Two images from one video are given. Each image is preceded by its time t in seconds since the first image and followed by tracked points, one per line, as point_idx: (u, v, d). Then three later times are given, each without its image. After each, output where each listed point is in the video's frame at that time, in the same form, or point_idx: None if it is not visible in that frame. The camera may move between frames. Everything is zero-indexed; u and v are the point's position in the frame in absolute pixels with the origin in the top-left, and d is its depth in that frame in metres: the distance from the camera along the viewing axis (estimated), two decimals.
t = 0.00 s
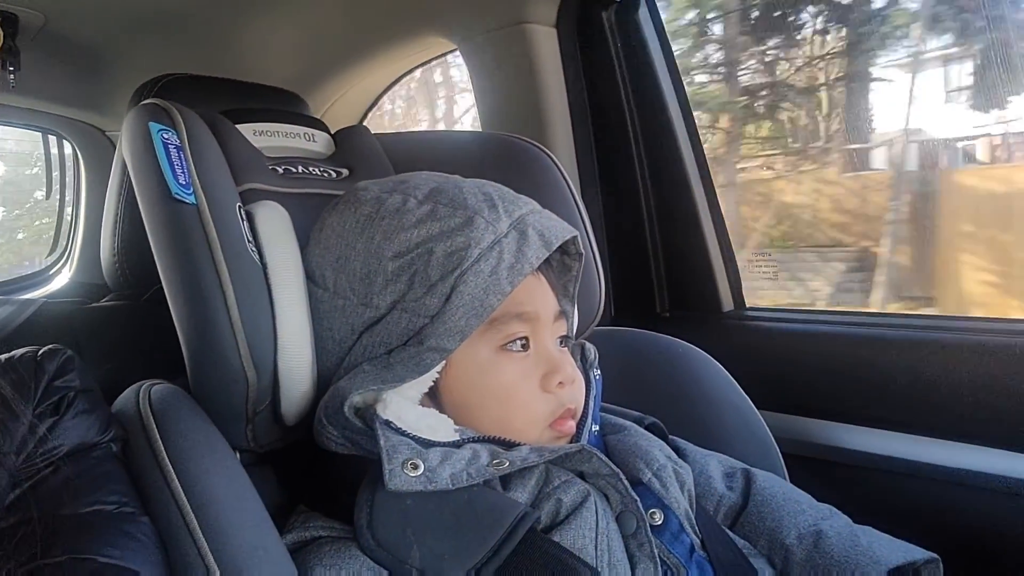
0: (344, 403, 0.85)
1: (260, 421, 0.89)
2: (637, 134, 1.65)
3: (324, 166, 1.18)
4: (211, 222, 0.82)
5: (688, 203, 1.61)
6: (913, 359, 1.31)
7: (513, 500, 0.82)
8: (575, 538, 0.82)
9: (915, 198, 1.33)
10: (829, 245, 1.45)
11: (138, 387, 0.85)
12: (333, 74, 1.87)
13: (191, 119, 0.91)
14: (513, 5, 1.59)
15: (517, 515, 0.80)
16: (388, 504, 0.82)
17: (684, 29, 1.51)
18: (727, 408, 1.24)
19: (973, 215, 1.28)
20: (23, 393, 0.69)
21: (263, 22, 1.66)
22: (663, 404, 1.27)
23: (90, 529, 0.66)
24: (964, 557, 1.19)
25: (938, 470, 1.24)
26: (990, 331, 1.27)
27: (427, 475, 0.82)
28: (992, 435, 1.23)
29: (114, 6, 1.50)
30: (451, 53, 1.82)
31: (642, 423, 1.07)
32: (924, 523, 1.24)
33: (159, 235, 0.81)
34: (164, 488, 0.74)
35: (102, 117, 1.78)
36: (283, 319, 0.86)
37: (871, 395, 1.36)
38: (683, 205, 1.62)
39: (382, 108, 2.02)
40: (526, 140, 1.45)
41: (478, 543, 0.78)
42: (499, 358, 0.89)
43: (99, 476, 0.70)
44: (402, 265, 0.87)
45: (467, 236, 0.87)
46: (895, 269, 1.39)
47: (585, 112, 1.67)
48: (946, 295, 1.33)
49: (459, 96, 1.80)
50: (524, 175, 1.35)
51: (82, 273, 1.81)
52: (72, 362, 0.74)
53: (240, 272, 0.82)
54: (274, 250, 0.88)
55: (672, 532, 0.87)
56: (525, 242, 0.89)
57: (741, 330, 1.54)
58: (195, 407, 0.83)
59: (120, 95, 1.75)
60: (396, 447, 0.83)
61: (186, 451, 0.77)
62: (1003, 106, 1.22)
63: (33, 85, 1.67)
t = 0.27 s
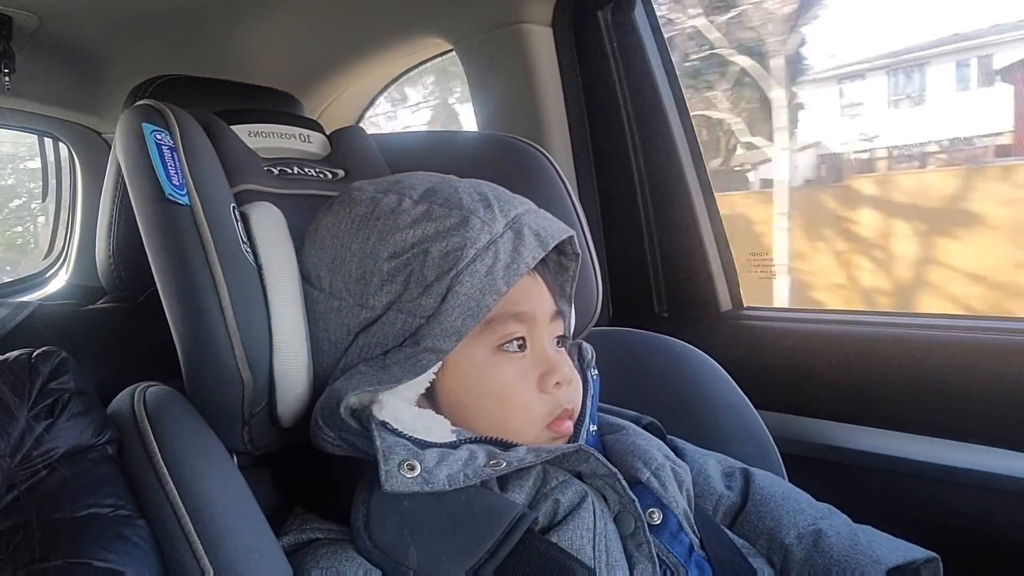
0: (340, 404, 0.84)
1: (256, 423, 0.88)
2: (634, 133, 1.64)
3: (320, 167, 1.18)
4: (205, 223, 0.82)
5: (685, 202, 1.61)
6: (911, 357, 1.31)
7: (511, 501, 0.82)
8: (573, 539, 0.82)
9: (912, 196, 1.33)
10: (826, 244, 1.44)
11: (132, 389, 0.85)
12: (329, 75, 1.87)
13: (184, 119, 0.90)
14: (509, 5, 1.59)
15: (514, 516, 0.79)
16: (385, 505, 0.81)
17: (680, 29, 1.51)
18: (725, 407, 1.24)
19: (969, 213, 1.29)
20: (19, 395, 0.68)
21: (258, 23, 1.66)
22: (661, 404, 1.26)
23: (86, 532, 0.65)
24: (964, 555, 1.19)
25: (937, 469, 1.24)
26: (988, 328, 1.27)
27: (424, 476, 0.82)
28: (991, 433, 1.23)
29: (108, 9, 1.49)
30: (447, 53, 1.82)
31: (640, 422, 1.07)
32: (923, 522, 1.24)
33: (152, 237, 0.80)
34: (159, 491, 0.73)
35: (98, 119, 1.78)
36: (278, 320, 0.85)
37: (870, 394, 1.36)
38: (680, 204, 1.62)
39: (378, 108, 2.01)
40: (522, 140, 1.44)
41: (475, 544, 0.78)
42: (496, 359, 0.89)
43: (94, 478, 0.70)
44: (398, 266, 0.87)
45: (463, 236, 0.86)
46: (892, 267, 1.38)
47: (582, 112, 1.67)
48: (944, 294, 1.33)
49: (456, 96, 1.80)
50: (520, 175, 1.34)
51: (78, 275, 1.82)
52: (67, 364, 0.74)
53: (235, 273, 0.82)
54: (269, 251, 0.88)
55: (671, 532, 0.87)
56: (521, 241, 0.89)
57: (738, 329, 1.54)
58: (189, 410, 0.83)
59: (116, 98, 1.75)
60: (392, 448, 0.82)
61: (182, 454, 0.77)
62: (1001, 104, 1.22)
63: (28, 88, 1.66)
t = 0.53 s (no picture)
0: (340, 412, 0.84)
1: (255, 430, 0.88)
2: (634, 136, 1.64)
3: (320, 171, 1.17)
4: (204, 230, 0.81)
5: (686, 205, 1.61)
6: (913, 361, 1.31)
7: (511, 509, 0.81)
8: (574, 547, 0.81)
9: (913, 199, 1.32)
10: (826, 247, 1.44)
11: (131, 397, 0.84)
12: (329, 77, 1.87)
13: (183, 125, 0.90)
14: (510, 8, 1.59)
15: (514, 525, 0.79)
16: (384, 514, 0.81)
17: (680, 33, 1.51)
18: (725, 412, 1.23)
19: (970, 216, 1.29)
20: (19, 404, 0.68)
21: (258, 26, 1.65)
22: (661, 408, 1.26)
23: (85, 542, 0.65)
24: (965, 561, 1.19)
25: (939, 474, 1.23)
26: (990, 333, 1.27)
27: (424, 485, 0.81)
28: (993, 438, 1.23)
29: (109, 12, 1.49)
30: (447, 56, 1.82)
31: (641, 428, 1.06)
32: (925, 527, 1.24)
33: (151, 244, 0.80)
34: (159, 499, 0.73)
35: (98, 122, 1.77)
36: (277, 327, 0.85)
37: (871, 398, 1.35)
38: (681, 207, 1.61)
39: (378, 111, 2.01)
40: (522, 144, 1.44)
41: (475, 553, 0.77)
42: (497, 365, 0.89)
43: (93, 488, 0.70)
44: (398, 272, 0.86)
45: (463, 242, 0.86)
46: (892, 271, 1.38)
47: (582, 114, 1.67)
48: (945, 297, 1.33)
49: (456, 98, 1.80)
50: (521, 178, 1.34)
51: (78, 276, 1.81)
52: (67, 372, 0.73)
53: (234, 280, 0.81)
54: (268, 257, 0.87)
55: (672, 540, 0.86)
56: (521, 248, 0.89)
57: (739, 333, 1.54)
58: (188, 417, 0.82)
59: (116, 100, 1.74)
60: (391, 457, 0.82)
61: (181, 463, 0.76)
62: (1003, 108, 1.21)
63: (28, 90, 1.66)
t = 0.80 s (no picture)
0: (344, 407, 0.84)
1: (259, 425, 0.88)
2: (635, 133, 1.64)
3: (322, 167, 1.17)
4: (207, 226, 0.81)
5: (687, 201, 1.61)
6: (915, 356, 1.31)
7: (514, 504, 0.82)
8: (577, 541, 0.81)
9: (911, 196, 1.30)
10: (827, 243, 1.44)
11: (136, 392, 0.84)
12: (330, 74, 1.87)
13: (186, 121, 0.90)
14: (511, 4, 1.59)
15: (518, 519, 0.79)
16: (388, 509, 0.81)
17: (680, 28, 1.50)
18: (727, 407, 1.24)
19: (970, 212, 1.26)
20: (22, 399, 0.69)
21: (258, 23, 1.65)
22: (663, 403, 1.26)
23: (90, 536, 0.65)
24: (966, 556, 1.19)
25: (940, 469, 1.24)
26: (990, 327, 1.27)
27: (428, 479, 0.81)
28: (993, 433, 1.23)
29: (109, 10, 1.49)
30: (448, 52, 1.82)
31: (643, 423, 1.07)
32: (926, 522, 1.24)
33: (154, 240, 0.80)
34: (163, 494, 0.73)
35: (99, 119, 1.77)
36: (280, 323, 0.85)
37: (872, 393, 1.36)
38: (682, 203, 1.61)
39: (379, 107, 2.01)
40: (524, 140, 1.44)
41: (478, 547, 0.77)
42: (499, 360, 0.89)
43: (98, 482, 0.70)
44: (400, 267, 0.86)
45: (465, 237, 0.86)
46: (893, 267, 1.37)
47: (583, 110, 1.67)
48: (946, 293, 1.32)
49: (456, 95, 1.80)
50: (523, 175, 1.34)
51: (81, 275, 1.81)
52: (70, 367, 0.74)
53: (238, 276, 0.82)
54: (271, 253, 0.87)
55: (674, 534, 0.87)
56: (523, 242, 0.89)
57: (741, 329, 1.54)
58: (193, 413, 0.83)
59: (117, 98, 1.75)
60: (395, 451, 0.82)
61: (186, 458, 0.76)
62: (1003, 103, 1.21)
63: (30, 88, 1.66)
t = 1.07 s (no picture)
0: (352, 416, 0.84)
1: (266, 434, 0.88)
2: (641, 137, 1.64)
3: (328, 173, 1.17)
4: (215, 234, 0.81)
5: (692, 207, 1.61)
6: (922, 363, 1.31)
7: (522, 514, 0.81)
8: (585, 552, 0.81)
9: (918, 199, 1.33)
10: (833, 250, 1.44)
11: (141, 401, 0.84)
12: (335, 77, 1.87)
13: (193, 129, 0.89)
14: (518, 9, 1.58)
15: (526, 530, 0.79)
16: (396, 519, 0.81)
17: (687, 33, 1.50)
18: (733, 414, 1.23)
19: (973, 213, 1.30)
20: (30, 410, 0.69)
21: (264, 27, 1.65)
22: (669, 410, 1.26)
23: (98, 547, 0.65)
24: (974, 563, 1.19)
25: (947, 477, 1.23)
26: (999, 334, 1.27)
27: (436, 489, 0.81)
28: (1000, 440, 1.23)
29: (115, 14, 1.49)
30: (453, 56, 1.82)
31: (650, 431, 1.06)
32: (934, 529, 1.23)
33: (162, 249, 0.80)
34: (171, 504, 0.73)
35: (104, 122, 1.77)
36: (288, 331, 0.85)
37: (878, 400, 1.35)
38: (688, 208, 1.61)
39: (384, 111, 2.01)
40: (530, 145, 1.44)
41: (486, 558, 0.77)
42: (507, 369, 0.89)
43: (105, 493, 0.70)
44: (408, 276, 0.86)
45: (474, 246, 0.86)
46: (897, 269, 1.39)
47: (589, 115, 1.67)
48: (954, 298, 1.33)
49: (462, 99, 1.80)
50: (529, 180, 1.34)
51: (85, 278, 1.80)
52: (77, 378, 0.74)
53: (245, 285, 0.81)
54: (279, 261, 0.87)
55: (682, 544, 0.86)
56: (532, 251, 0.89)
57: (747, 334, 1.54)
58: (200, 422, 0.82)
59: (122, 101, 1.74)
60: (403, 461, 0.82)
61: (193, 468, 0.76)
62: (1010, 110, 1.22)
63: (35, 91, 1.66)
